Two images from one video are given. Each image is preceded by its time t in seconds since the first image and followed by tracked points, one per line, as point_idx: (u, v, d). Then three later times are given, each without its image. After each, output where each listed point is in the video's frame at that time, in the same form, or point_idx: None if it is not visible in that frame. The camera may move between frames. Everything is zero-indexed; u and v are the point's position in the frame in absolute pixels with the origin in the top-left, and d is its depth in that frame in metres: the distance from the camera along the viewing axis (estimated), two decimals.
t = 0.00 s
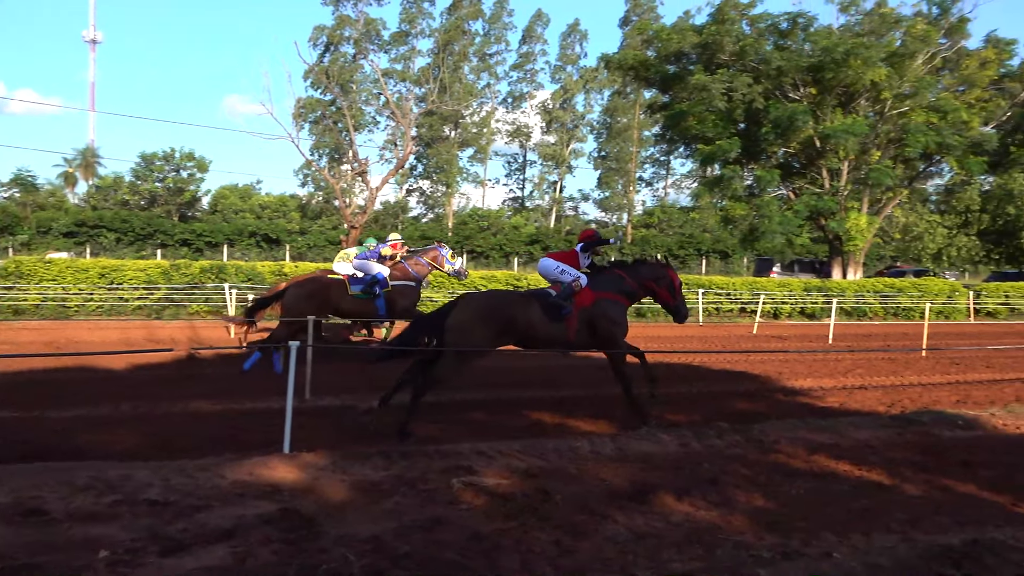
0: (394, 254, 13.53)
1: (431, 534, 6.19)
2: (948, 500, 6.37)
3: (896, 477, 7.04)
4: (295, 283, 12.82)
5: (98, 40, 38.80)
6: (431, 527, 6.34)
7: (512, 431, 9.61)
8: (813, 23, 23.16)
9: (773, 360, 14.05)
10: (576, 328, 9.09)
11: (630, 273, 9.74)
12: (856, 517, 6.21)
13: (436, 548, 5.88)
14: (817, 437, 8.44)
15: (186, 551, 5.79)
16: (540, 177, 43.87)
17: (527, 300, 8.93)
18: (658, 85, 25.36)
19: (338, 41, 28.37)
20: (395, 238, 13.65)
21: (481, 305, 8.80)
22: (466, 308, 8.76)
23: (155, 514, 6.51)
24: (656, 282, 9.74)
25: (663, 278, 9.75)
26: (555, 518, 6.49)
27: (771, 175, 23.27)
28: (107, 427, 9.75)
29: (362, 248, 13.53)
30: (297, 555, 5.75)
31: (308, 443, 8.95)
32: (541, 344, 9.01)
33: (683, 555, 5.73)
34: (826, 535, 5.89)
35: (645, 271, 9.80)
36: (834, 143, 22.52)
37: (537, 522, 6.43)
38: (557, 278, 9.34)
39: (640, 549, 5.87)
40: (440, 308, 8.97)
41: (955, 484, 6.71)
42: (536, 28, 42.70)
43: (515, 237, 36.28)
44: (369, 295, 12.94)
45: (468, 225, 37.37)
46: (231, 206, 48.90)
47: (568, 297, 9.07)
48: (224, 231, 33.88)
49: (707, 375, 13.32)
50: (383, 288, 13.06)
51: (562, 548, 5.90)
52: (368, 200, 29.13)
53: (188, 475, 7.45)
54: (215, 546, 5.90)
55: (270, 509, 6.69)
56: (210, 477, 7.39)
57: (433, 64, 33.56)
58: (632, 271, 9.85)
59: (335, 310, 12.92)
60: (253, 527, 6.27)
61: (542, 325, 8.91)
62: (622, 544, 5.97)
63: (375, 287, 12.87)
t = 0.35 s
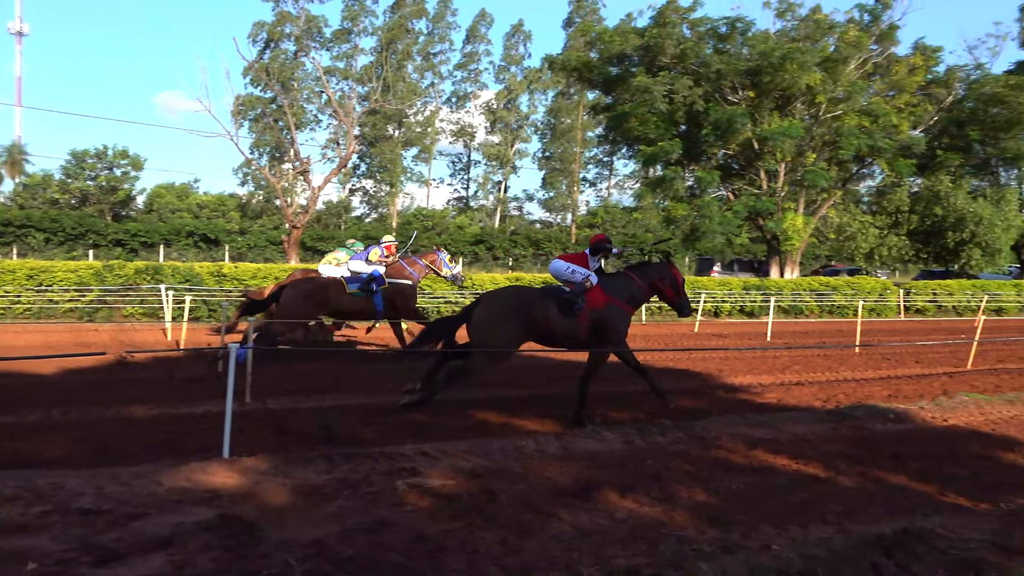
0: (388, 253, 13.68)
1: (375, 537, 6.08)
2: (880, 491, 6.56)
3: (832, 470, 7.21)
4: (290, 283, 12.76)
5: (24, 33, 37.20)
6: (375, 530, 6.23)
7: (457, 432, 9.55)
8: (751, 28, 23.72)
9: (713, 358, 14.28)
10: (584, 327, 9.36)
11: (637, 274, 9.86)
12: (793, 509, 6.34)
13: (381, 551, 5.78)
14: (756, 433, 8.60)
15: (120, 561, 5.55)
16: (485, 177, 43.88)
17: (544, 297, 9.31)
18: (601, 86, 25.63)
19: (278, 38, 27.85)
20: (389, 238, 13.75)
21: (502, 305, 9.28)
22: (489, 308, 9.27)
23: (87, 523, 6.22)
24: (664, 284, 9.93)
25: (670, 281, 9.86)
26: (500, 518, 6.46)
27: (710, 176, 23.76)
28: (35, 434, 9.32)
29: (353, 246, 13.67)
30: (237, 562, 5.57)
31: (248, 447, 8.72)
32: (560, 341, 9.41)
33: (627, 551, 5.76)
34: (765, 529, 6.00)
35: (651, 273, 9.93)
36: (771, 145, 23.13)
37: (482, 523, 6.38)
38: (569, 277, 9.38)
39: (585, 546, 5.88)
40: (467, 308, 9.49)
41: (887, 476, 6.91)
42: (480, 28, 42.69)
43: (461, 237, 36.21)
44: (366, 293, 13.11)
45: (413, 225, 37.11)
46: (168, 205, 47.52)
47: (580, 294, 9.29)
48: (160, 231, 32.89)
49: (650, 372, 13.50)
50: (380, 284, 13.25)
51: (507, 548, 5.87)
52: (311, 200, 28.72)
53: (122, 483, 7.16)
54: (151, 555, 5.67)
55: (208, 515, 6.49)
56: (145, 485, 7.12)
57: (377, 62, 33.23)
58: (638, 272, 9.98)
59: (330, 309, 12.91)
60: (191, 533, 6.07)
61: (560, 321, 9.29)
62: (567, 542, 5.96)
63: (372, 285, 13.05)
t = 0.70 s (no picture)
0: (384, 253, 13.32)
1: (320, 541, 5.94)
2: (817, 484, 6.74)
3: (771, 463, 7.39)
4: (290, 282, 12.52)
5: None
6: (319, 534, 6.09)
7: (403, 433, 9.43)
8: (693, 31, 24.15)
9: (656, 357, 14.47)
10: (595, 326, 9.85)
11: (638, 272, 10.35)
12: (733, 504, 6.46)
13: (326, 555, 5.65)
14: (698, 429, 8.74)
15: (50, 573, 5.28)
16: (430, 176, 43.62)
17: (558, 294, 9.74)
18: (547, 87, 25.75)
19: (217, 33, 27.11)
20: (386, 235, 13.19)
21: (523, 304, 9.65)
22: (511, 307, 9.63)
23: (15, 533, 5.91)
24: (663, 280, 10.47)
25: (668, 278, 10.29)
26: (446, 518, 6.39)
27: (654, 177, 24.15)
28: None
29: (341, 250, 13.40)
30: (176, 570, 5.37)
31: (188, 451, 8.43)
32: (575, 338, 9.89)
33: (573, 549, 5.77)
34: (707, 523, 6.09)
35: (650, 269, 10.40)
36: (712, 147, 23.60)
37: (428, 523, 6.32)
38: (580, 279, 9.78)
39: (532, 545, 5.86)
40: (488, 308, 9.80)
41: (824, 469, 7.09)
42: (425, 27, 42.40)
43: (406, 237, 35.90)
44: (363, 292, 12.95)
45: (357, 224, 36.59)
46: (102, 203, 45.78)
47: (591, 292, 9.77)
48: (94, 230, 31.66)
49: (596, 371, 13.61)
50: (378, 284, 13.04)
51: (454, 548, 5.81)
52: (252, 199, 28.07)
53: (53, 490, 6.83)
54: (84, 565, 5.42)
55: (145, 522, 6.24)
56: (78, 492, 6.81)
57: (319, 59, 32.67)
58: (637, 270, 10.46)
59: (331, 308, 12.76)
60: (127, 541, 5.82)
61: (576, 317, 9.73)
62: (513, 540, 5.94)
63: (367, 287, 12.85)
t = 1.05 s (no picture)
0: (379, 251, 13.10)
1: (273, 545, 5.81)
2: (769, 480, 6.85)
3: (724, 460, 7.49)
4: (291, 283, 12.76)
5: None
6: (273, 537, 5.95)
7: (358, 434, 9.30)
8: (647, 33, 24.41)
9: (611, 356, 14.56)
10: (601, 327, 9.94)
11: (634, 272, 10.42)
12: (687, 500, 6.53)
13: (280, 559, 5.53)
14: (653, 426, 8.82)
15: None
16: (385, 175, 43.24)
17: (567, 291, 9.80)
18: (502, 87, 25.77)
19: (166, 28, 26.41)
20: (384, 235, 13.04)
21: (537, 302, 9.63)
22: (527, 305, 9.60)
23: None
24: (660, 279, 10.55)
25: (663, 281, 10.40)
26: (402, 520, 6.32)
27: (609, 177, 24.36)
28: None
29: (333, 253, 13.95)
30: None
31: (135, 456, 8.16)
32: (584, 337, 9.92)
33: (531, 548, 5.74)
34: (662, 520, 6.15)
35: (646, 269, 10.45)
36: (665, 148, 23.89)
37: (384, 525, 6.23)
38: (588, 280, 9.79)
39: (489, 544, 5.82)
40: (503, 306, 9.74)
41: (775, 465, 7.21)
42: (379, 25, 42.00)
43: (361, 236, 35.52)
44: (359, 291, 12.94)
45: (311, 224, 36.00)
46: (45, 201, 44.24)
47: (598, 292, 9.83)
48: (36, 229, 30.56)
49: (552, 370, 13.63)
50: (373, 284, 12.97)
51: (410, 549, 5.75)
52: (203, 197, 27.43)
53: None
54: None
55: (91, 529, 6.02)
56: (20, 500, 6.54)
57: (272, 56, 32.09)
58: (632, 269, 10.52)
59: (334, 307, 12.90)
60: (72, 549, 5.61)
61: (583, 313, 9.81)
62: (470, 541, 5.90)
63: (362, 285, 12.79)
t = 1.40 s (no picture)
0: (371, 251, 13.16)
1: (213, 551, 5.61)
2: (711, 475, 6.95)
3: (668, 457, 7.57)
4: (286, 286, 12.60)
5: None
6: (213, 544, 5.75)
7: (302, 437, 9.09)
8: (591, 34, 24.63)
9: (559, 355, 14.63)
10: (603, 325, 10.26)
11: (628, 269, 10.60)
12: (632, 497, 6.58)
13: (220, 566, 5.34)
14: (599, 424, 8.88)
15: None
16: (329, 174, 42.56)
17: (569, 290, 10.25)
18: (448, 86, 25.67)
19: (99, 21, 25.40)
20: (377, 236, 13.17)
21: (539, 304, 10.13)
22: (530, 305, 10.12)
23: None
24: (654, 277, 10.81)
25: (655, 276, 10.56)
26: (347, 523, 6.18)
27: (555, 177, 24.48)
28: None
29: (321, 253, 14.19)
30: None
31: (66, 464, 7.79)
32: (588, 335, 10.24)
33: (478, 548, 5.69)
34: (607, 517, 6.18)
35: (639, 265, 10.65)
36: (610, 148, 24.12)
37: (328, 529, 6.09)
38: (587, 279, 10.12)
39: (436, 546, 5.75)
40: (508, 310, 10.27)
41: (717, 460, 7.33)
42: (323, 21, 41.29)
43: (304, 235, 34.88)
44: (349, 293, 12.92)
45: (252, 223, 35.03)
46: None
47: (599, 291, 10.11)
48: None
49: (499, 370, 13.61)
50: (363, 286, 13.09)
51: (355, 552, 5.63)
52: (138, 195, 26.50)
53: None
54: None
55: (18, 540, 5.71)
56: None
57: (210, 51, 31.18)
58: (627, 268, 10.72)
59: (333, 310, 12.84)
60: None
61: (584, 312, 10.18)
62: (416, 543, 5.82)
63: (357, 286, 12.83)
